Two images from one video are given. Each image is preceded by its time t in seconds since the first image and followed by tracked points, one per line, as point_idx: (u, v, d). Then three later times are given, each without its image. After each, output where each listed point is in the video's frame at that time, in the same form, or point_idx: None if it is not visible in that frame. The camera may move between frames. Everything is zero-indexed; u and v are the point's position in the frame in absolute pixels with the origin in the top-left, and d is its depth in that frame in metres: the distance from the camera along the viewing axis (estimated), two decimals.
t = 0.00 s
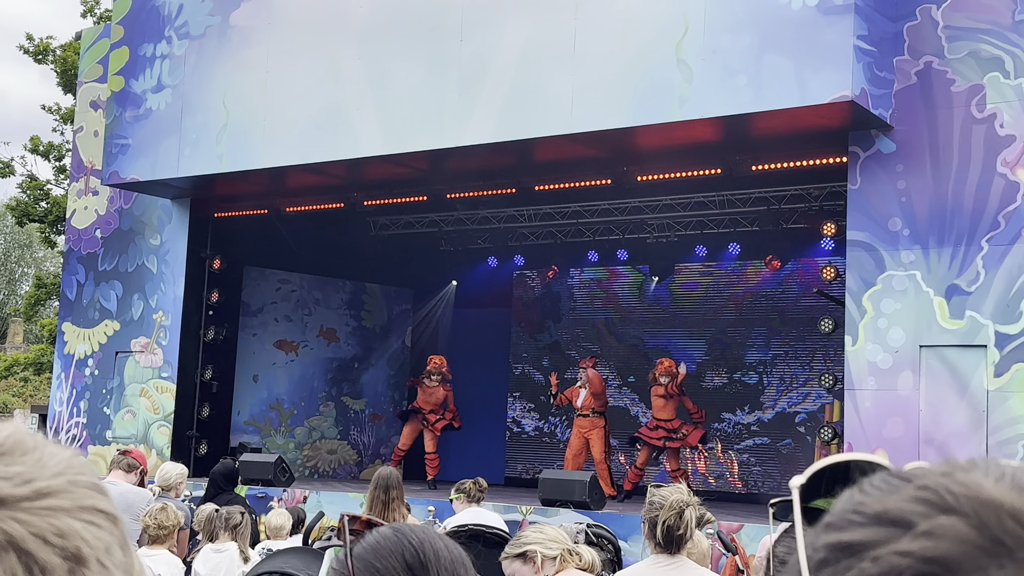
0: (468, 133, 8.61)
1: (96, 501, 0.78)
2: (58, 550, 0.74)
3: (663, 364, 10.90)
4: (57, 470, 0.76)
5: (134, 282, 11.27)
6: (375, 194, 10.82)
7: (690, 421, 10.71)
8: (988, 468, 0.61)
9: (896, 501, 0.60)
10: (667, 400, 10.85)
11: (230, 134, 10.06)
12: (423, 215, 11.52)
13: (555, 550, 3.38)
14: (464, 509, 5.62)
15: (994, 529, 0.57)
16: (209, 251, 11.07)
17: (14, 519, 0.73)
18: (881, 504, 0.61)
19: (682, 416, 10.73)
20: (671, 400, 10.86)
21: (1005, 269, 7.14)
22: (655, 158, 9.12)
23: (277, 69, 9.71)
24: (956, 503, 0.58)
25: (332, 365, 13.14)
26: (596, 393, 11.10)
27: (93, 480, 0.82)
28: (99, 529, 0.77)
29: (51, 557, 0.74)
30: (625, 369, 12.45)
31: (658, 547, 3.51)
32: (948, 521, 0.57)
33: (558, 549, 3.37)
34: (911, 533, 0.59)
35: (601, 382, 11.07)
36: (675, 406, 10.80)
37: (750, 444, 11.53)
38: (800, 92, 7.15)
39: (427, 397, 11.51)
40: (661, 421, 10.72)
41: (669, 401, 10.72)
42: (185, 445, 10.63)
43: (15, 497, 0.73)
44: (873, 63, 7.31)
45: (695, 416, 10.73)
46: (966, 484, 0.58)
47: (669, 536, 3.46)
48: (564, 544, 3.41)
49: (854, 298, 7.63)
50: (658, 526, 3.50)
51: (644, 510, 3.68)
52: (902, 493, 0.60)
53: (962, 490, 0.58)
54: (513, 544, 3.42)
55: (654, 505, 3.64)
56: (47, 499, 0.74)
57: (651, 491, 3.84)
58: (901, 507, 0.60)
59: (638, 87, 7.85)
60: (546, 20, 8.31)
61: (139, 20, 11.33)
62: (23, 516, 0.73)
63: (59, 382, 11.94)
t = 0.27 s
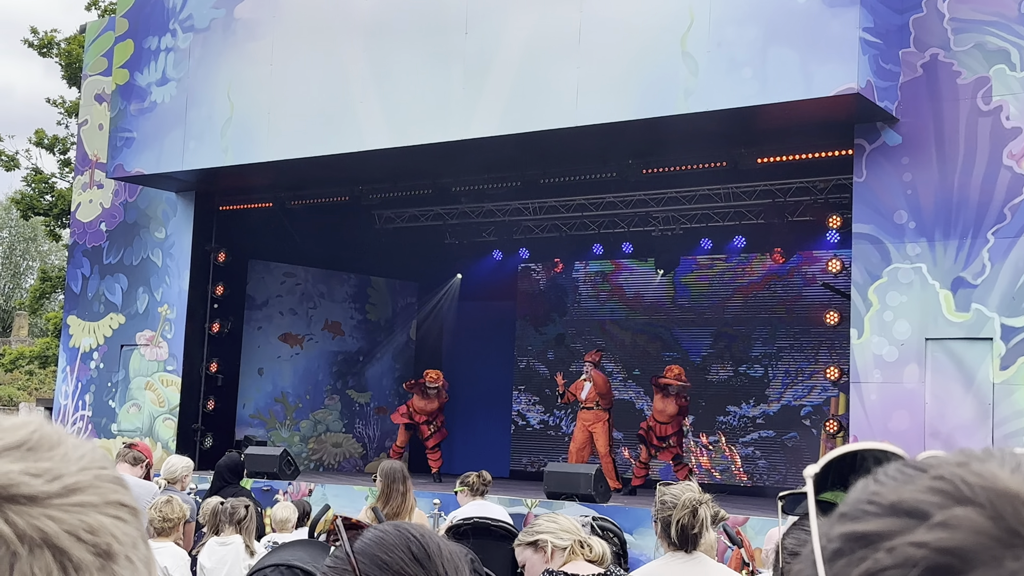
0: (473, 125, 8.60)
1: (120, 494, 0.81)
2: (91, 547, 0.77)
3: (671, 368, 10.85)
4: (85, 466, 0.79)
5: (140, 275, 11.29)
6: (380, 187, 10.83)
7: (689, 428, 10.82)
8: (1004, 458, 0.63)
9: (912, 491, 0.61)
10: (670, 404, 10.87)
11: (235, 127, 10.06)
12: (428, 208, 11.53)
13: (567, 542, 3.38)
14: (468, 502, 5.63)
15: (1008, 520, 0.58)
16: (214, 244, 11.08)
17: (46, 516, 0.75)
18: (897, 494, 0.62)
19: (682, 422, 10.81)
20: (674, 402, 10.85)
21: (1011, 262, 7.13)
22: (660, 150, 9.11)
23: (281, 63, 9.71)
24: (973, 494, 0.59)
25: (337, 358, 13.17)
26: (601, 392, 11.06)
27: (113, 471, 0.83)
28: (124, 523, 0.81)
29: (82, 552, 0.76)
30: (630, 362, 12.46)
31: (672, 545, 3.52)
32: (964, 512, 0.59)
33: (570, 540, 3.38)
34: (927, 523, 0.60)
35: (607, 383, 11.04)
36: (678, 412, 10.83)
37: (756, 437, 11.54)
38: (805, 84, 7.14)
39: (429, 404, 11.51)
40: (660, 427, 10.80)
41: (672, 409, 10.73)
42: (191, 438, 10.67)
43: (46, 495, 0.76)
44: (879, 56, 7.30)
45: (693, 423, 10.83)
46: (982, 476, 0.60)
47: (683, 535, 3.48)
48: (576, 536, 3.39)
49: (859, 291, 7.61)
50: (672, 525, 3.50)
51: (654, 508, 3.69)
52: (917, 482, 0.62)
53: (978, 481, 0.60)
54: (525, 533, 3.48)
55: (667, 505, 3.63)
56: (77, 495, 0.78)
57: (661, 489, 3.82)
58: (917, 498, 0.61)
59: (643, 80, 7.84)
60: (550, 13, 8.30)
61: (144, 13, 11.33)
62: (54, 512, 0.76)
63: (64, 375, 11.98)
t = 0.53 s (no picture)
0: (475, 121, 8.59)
1: (112, 493, 0.81)
2: (82, 544, 0.76)
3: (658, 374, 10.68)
4: (77, 466, 0.79)
5: (141, 272, 11.29)
6: (381, 183, 10.81)
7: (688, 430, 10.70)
8: (993, 457, 0.61)
9: (900, 490, 0.60)
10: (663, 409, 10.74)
11: (235, 124, 10.06)
12: (429, 205, 11.52)
13: (563, 541, 3.37)
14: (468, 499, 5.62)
15: (998, 520, 0.57)
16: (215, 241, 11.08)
17: (37, 514, 0.75)
18: (885, 494, 0.61)
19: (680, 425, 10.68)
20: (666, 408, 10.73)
21: (1012, 258, 7.12)
22: (662, 147, 9.09)
23: (282, 60, 9.70)
24: (961, 494, 0.58)
25: (338, 355, 13.16)
26: (602, 389, 11.08)
27: (103, 469, 0.83)
28: (117, 522, 0.80)
29: (76, 551, 0.76)
30: (632, 358, 12.44)
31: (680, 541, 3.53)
32: (952, 512, 0.58)
33: (568, 539, 3.37)
34: (914, 523, 0.59)
35: (609, 382, 11.04)
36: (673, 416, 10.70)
37: (757, 433, 11.53)
38: (807, 81, 7.12)
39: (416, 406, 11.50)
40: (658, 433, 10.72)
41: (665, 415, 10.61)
42: (192, 435, 10.66)
43: (36, 493, 0.75)
44: (880, 51, 7.29)
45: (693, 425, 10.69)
46: (970, 475, 0.59)
47: (692, 532, 3.48)
48: (574, 535, 3.38)
49: (860, 287, 7.61)
50: (681, 522, 3.51)
51: (665, 505, 3.70)
52: (905, 481, 0.61)
53: (966, 480, 0.58)
54: (525, 530, 3.49)
55: (676, 501, 3.64)
56: (68, 494, 0.77)
57: (671, 485, 3.84)
58: (904, 496, 0.60)
59: (644, 76, 7.83)
60: (551, 10, 8.29)
61: (145, 10, 11.32)
62: (46, 511, 0.75)
63: (66, 372, 11.99)
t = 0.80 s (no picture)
0: (475, 121, 8.59)
1: (96, 488, 0.79)
2: (58, 535, 0.75)
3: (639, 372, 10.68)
4: (59, 459, 0.78)
5: (141, 272, 11.29)
6: (381, 183, 10.81)
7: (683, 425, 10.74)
8: (985, 453, 0.61)
9: (892, 487, 0.60)
10: (652, 408, 10.76)
11: (235, 123, 10.06)
12: (429, 204, 11.52)
13: (550, 542, 3.38)
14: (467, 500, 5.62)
15: (987, 515, 0.57)
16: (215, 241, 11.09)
17: (11, 505, 0.74)
18: (877, 490, 0.61)
19: (673, 422, 10.71)
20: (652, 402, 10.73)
21: (1012, 257, 7.12)
22: (662, 146, 9.10)
23: (282, 59, 9.70)
24: (952, 490, 0.58)
25: (338, 354, 13.17)
26: (604, 386, 11.10)
27: (96, 465, 0.83)
28: (99, 515, 0.79)
29: (50, 541, 0.75)
30: (632, 357, 12.44)
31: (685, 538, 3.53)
32: (943, 508, 0.58)
33: (554, 540, 3.38)
34: (906, 520, 0.59)
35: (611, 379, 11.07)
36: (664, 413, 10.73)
37: (757, 432, 11.53)
38: (806, 80, 7.13)
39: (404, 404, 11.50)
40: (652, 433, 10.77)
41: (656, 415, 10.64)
42: (192, 435, 10.66)
43: (13, 484, 0.74)
44: (880, 50, 7.29)
45: (687, 420, 10.72)
46: (961, 471, 0.59)
47: (697, 529, 3.47)
48: (559, 535, 3.39)
49: (860, 286, 7.61)
50: (686, 519, 3.51)
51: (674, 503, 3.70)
52: (897, 478, 0.61)
53: (956, 476, 0.59)
54: (513, 536, 3.49)
55: (684, 498, 3.66)
56: (46, 486, 0.76)
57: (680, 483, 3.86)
58: (896, 493, 0.60)
59: (643, 76, 7.84)
60: (550, 10, 8.30)
61: (144, 9, 11.32)
62: (22, 501, 0.74)
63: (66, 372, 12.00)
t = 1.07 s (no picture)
0: (474, 123, 8.60)
1: (99, 494, 0.80)
2: (59, 540, 0.76)
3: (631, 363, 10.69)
4: (59, 464, 0.78)
5: (140, 275, 11.30)
6: (381, 185, 10.82)
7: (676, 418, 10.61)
8: (982, 460, 0.62)
9: (889, 493, 0.61)
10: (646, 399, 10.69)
11: (235, 126, 10.07)
12: (429, 206, 11.52)
13: (546, 546, 3.39)
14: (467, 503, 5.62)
15: (984, 522, 0.57)
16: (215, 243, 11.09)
17: (12, 510, 0.74)
18: (874, 497, 0.62)
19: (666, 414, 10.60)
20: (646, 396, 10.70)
21: (1012, 259, 7.13)
22: (661, 148, 9.10)
23: (282, 63, 9.71)
24: (948, 497, 0.59)
25: (338, 357, 13.17)
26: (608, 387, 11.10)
27: (97, 471, 0.83)
28: (101, 521, 0.79)
29: (52, 546, 0.75)
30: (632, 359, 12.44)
31: (686, 540, 3.54)
32: (940, 515, 0.58)
33: (549, 543, 3.39)
34: (903, 526, 0.59)
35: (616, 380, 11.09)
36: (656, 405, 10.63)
37: (757, 434, 11.54)
38: (805, 82, 7.14)
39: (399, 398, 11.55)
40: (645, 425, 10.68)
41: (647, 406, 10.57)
42: (192, 438, 10.66)
43: (16, 489, 0.75)
44: (879, 53, 7.30)
45: (679, 413, 10.57)
46: (957, 478, 0.59)
47: (698, 531, 3.49)
48: (554, 539, 3.41)
49: (860, 288, 7.61)
50: (688, 520, 3.53)
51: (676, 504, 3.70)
52: (894, 484, 0.61)
53: (953, 483, 0.59)
54: (505, 541, 3.49)
55: (685, 500, 3.67)
56: (48, 491, 0.76)
57: (682, 485, 3.86)
58: (893, 500, 0.60)
59: (642, 78, 7.85)
60: (550, 13, 8.31)
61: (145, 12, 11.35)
62: (22, 506, 0.75)
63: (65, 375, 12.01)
